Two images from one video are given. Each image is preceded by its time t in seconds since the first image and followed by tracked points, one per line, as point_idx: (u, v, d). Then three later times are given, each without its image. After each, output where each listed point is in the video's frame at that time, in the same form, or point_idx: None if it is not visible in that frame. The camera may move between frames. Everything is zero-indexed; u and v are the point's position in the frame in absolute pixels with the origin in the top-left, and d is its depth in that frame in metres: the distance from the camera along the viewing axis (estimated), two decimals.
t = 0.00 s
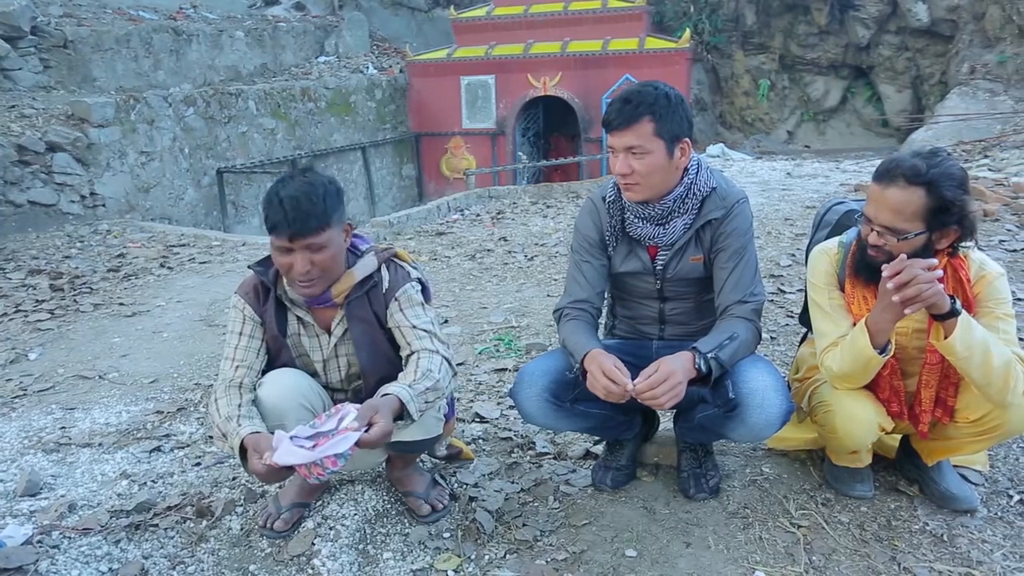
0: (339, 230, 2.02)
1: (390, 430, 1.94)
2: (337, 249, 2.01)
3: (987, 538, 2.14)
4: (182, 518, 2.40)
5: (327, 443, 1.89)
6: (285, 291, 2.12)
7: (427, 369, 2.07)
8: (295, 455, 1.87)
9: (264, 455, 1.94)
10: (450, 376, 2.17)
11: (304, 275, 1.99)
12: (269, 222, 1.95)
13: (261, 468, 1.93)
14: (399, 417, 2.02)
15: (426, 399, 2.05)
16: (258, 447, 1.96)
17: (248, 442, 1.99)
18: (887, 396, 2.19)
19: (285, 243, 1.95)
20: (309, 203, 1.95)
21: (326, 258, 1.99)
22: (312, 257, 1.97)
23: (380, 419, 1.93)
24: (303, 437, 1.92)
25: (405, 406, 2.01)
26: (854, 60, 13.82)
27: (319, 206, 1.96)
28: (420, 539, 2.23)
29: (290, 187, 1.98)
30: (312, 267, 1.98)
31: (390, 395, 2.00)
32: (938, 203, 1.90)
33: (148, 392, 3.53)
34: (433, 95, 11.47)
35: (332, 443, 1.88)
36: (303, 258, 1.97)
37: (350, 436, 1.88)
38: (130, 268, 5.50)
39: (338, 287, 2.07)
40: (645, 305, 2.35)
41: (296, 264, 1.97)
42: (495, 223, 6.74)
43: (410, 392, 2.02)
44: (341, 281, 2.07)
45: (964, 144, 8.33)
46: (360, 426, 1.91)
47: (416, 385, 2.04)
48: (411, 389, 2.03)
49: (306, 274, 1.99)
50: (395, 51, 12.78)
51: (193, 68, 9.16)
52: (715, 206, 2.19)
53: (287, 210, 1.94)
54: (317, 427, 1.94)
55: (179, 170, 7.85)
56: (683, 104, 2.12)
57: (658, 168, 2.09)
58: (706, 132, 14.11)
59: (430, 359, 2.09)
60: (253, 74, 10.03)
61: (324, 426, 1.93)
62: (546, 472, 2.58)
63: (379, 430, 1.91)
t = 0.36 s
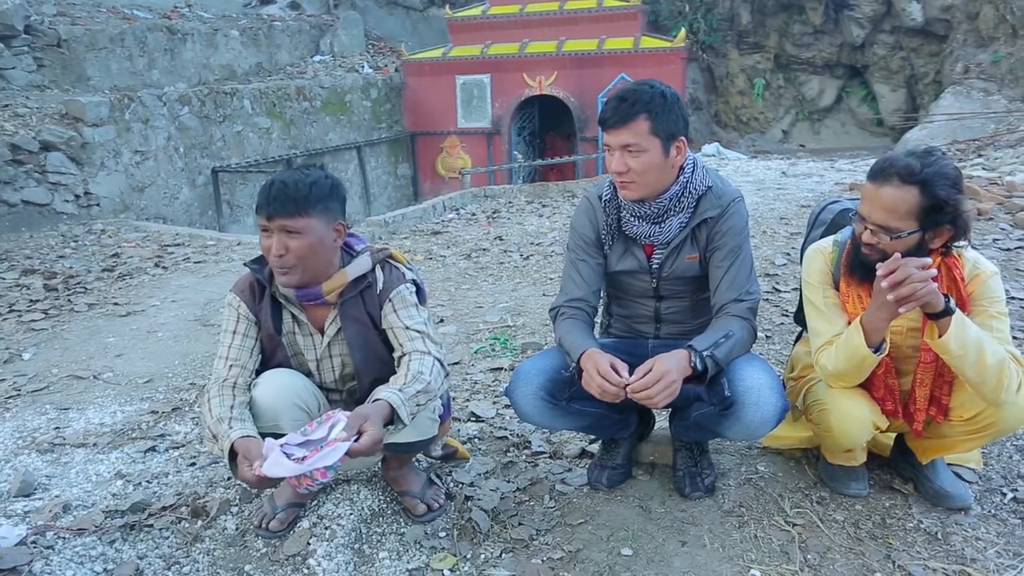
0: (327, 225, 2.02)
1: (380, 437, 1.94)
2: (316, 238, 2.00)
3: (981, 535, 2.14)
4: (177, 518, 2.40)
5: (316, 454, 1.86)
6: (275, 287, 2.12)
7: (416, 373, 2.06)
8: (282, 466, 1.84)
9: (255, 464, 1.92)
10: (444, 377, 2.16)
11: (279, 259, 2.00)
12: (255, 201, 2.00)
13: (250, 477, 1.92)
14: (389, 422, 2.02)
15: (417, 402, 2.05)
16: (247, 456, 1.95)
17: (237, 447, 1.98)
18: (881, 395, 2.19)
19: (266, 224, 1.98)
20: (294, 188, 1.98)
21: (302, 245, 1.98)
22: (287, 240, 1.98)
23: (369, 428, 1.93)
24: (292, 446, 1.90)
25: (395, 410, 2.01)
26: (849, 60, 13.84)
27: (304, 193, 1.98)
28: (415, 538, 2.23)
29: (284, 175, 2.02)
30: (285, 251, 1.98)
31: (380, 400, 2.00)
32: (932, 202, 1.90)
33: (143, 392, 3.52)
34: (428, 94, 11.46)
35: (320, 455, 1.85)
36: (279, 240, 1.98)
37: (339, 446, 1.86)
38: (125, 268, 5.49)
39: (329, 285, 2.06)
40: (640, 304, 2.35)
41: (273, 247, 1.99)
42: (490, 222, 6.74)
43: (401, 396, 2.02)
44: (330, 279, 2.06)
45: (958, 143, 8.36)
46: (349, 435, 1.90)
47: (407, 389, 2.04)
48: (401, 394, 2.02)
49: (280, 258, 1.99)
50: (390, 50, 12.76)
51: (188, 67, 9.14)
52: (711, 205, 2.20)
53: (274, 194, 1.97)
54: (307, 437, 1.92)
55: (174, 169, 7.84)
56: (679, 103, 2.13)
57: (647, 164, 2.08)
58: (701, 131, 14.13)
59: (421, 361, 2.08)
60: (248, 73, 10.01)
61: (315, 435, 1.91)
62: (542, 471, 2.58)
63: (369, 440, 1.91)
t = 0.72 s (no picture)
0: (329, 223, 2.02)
1: (378, 429, 1.93)
2: (325, 243, 2.01)
3: (976, 532, 2.15)
4: (174, 516, 2.39)
5: (312, 446, 1.87)
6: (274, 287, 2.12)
7: (412, 366, 2.05)
8: (280, 460, 1.85)
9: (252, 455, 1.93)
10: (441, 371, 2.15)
11: (293, 268, 1.99)
12: (257, 214, 1.95)
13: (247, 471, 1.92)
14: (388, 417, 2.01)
15: (414, 396, 2.04)
16: (244, 451, 1.95)
17: (234, 442, 1.97)
18: (876, 391, 2.20)
19: (274, 235, 1.95)
20: (298, 194, 1.96)
21: (314, 251, 1.99)
22: (301, 250, 1.97)
23: (366, 419, 1.92)
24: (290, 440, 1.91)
25: (392, 404, 2.00)
26: (845, 57, 13.86)
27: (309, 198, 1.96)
28: (412, 535, 2.23)
29: (279, 178, 1.99)
30: (302, 260, 1.98)
31: (378, 392, 1.99)
32: (928, 199, 1.91)
33: (139, 391, 3.51)
34: (425, 92, 11.45)
35: (317, 446, 1.86)
36: (291, 251, 1.97)
37: (336, 438, 1.86)
38: (121, 266, 5.48)
39: (326, 283, 2.07)
40: (637, 301, 2.35)
41: (283, 257, 1.97)
42: (487, 220, 6.73)
43: (397, 389, 2.01)
44: (329, 277, 2.07)
45: (954, 141, 8.37)
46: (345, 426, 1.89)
47: (404, 382, 2.03)
48: (399, 386, 2.02)
49: (296, 267, 1.99)
50: (386, 47, 12.74)
51: (184, 64, 9.12)
52: (708, 201, 2.20)
53: (275, 201, 1.94)
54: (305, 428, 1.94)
55: (170, 167, 7.82)
56: (676, 100, 2.13)
57: (646, 162, 2.09)
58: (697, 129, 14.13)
59: (418, 355, 2.07)
60: (245, 71, 9.99)
61: (312, 429, 1.91)
62: (539, 468, 2.58)
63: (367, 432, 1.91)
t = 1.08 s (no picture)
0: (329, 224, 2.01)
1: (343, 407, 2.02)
2: (325, 242, 2.00)
3: (972, 528, 2.16)
4: (171, 514, 2.39)
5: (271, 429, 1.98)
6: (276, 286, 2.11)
7: (401, 376, 2.06)
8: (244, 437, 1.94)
9: (224, 429, 1.99)
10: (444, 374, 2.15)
11: (290, 266, 1.99)
12: (259, 211, 1.95)
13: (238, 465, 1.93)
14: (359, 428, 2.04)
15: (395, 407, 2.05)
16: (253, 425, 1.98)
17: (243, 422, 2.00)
18: (874, 388, 2.20)
19: (274, 233, 1.95)
20: (301, 193, 1.95)
21: (313, 250, 1.98)
22: (299, 249, 1.96)
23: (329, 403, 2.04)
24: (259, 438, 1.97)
25: (365, 414, 2.03)
26: (843, 54, 13.85)
27: (313, 197, 1.97)
28: (410, 533, 2.23)
29: (282, 177, 1.99)
30: (298, 258, 1.97)
31: (350, 403, 2.02)
32: (925, 196, 1.91)
33: (136, 389, 3.51)
34: (423, 89, 11.44)
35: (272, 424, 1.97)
36: (290, 249, 1.96)
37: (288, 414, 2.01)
38: (118, 263, 5.47)
39: (325, 282, 2.06)
40: (634, 298, 2.35)
41: (282, 255, 1.97)
42: (485, 217, 6.73)
43: (374, 399, 2.03)
44: (329, 276, 2.06)
45: (951, 138, 8.36)
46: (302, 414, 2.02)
47: (384, 392, 2.04)
48: (375, 397, 2.03)
49: (293, 265, 1.98)
50: (384, 44, 12.71)
51: (181, 62, 9.11)
52: (705, 198, 2.19)
53: (278, 199, 1.94)
54: (293, 430, 2.05)
55: (167, 165, 7.81)
56: (673, 96, 2.13)
57: (645, 159, 2.09)
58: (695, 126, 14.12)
59: (411, 362, 2.07)
60: (242, 68, 9.97)
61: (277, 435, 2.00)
62: (537, 466, 2.58)
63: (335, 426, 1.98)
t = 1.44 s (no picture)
0: (317, 213, 2.03)
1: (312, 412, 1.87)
2: (304, 226, 2.01)
3: (969, 526, 2.16)
4: (169, 514, 2.39)
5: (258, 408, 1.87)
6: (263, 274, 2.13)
7: (372, 369, 1.88)
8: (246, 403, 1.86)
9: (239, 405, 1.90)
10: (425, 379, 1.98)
11: (266, 243, 2.01)
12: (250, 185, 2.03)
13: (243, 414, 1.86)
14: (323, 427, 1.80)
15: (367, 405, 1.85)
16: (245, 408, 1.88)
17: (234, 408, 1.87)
18: (871, 387, 2.19)
19: (257, 206, 2.01)
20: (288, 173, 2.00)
21: (289, 231, 1.99)
22: (274, 224, 1.99)
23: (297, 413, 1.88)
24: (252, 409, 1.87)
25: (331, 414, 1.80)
26: (840, 53, 13.85)
27: (297, 176, 2.00)
28: (409, 532, 2.22)
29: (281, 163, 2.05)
30: (273, 236, 1.99)
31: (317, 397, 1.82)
32: (922, 195, 1.91)
33: (133, 388, 3.50)
34: (420, 88, 11.43)
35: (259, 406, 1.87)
36: (267, 223, 2.00)
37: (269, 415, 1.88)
38: (115, 262, 5.47)
39: (309, 275, 2.06)
40: (632, 297, 2.35)
41: (260, 229, 2.01)
42: (483, 216, 6.73)
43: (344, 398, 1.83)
44: (313, 270, 2.06)
45: (949, 137, 8.36)
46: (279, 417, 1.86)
47: (357, 389, 1.85)
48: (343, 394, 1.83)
49: (267, 242, 2.00)
50: (381, 43, 12.69)
51: (178, 61, 9.09)
52: (703, 197, 2.20)
53: (267, 178, 2.00)
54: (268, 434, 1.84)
55: (164, 164, 7.80)
56: (671, 95, 2.13)
57: (642, 156, 2.09)
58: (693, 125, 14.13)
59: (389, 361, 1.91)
60: (239, 67, 9.95)
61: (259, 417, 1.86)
62: (535, 464, 2.59)
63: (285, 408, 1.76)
